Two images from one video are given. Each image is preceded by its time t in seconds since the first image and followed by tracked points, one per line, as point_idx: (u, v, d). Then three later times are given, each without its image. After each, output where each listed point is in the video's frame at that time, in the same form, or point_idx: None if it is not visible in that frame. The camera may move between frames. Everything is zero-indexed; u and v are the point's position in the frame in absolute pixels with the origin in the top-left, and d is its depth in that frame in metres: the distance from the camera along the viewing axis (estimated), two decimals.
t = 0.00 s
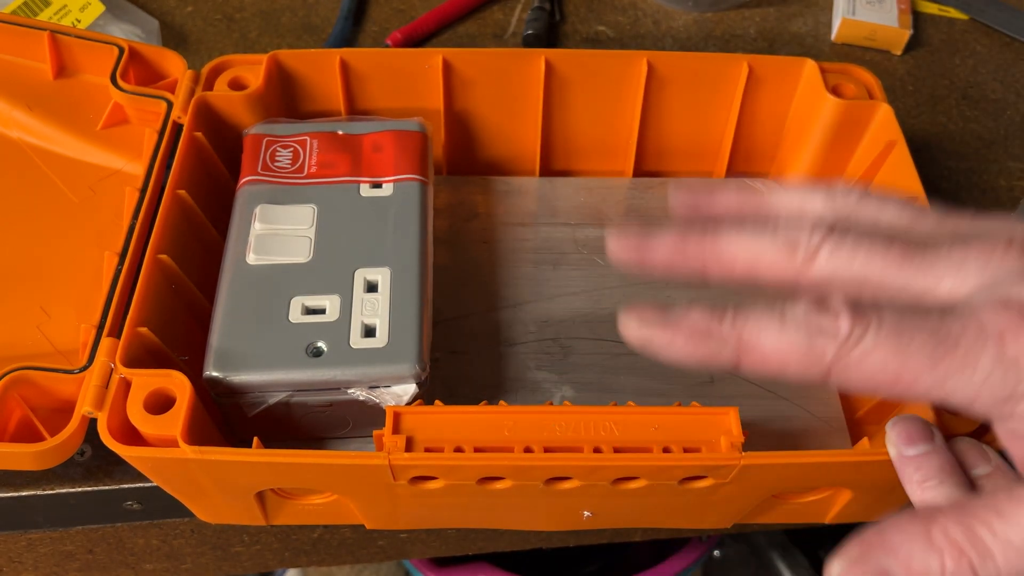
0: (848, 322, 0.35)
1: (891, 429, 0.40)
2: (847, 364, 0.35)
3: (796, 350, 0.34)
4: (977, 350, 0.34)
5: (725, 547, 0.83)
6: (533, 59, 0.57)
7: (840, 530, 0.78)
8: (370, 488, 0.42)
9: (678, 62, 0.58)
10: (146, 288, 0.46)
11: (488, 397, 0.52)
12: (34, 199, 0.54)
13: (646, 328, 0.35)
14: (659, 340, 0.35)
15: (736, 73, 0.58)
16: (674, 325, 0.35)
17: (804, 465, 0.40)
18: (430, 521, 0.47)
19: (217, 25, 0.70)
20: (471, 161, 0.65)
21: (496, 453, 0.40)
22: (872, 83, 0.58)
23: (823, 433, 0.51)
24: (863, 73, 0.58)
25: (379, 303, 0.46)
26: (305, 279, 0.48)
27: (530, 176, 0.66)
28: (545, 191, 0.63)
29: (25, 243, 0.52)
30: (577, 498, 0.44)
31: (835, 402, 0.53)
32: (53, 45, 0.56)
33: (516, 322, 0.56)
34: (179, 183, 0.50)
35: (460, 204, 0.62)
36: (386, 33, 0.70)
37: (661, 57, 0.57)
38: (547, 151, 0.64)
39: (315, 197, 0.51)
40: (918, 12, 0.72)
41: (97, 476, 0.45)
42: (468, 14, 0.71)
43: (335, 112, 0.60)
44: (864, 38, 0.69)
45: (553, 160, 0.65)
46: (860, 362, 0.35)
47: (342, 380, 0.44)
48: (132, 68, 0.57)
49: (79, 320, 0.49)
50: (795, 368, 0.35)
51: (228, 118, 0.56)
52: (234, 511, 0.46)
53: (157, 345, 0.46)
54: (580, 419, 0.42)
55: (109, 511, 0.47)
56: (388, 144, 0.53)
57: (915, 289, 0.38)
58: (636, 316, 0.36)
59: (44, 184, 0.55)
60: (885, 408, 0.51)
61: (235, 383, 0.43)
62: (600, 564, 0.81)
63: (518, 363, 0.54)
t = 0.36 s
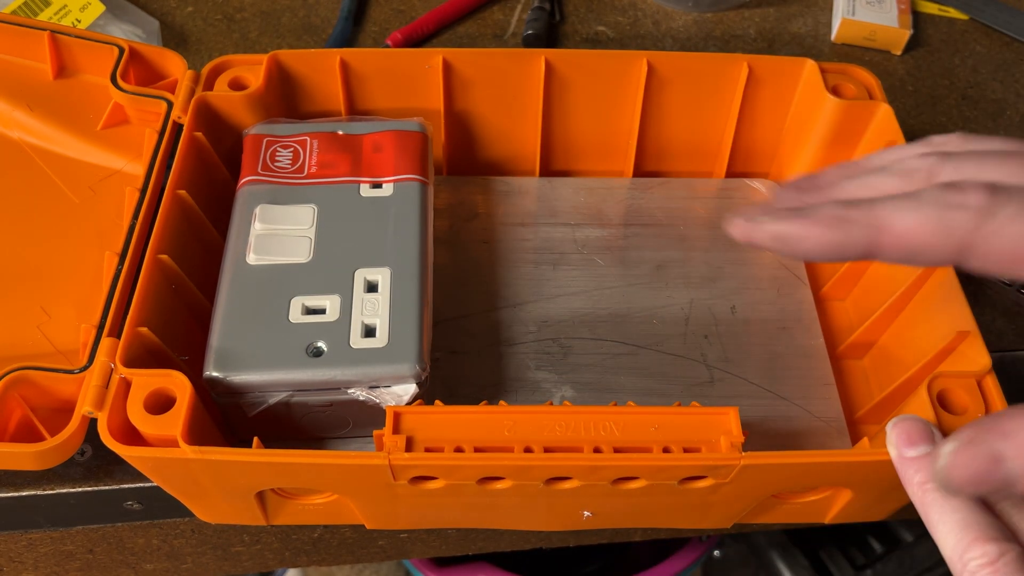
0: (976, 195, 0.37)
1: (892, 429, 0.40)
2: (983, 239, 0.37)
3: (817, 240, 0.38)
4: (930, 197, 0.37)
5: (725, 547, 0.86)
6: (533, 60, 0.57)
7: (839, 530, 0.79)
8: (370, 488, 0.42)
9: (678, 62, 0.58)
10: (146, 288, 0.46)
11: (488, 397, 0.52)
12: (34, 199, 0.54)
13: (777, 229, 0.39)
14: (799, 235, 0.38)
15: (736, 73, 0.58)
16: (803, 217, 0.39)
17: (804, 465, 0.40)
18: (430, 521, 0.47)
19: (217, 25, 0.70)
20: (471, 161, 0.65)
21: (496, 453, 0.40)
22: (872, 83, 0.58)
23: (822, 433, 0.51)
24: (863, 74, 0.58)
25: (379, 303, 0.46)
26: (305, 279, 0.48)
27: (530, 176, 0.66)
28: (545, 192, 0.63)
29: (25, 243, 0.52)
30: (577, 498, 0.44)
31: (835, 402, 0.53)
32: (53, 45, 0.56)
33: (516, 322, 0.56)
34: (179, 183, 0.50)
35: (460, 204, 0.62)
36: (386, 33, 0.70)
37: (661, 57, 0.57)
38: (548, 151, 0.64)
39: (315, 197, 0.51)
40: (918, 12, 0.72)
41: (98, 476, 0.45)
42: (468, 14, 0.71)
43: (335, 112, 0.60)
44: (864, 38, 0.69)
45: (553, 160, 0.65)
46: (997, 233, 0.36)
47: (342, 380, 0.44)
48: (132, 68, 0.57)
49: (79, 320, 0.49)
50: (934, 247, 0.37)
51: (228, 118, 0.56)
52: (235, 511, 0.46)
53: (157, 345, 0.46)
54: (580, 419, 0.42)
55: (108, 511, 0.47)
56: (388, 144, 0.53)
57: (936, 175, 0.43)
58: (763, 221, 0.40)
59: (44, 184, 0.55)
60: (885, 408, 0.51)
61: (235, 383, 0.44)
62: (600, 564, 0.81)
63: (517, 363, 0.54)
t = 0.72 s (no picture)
0: None
1: (891, 429, 0.40)
2: None
3: None
4: None
5: (725, 547, 0.87)
6: (533, 60, 0.57)
7: (839, 530, 0.79)
8: (369, 488, 0.42)
9: (678, 62, 0.58)
10: (147, 288, 0.46)
11: (488, 397, 0.52)
12: (35, 199, 0.54)
13: None
14: None
15: (737, 73, 0.58)
16: None
17: (803, 465, 0.40)
18: (430, 521, 0.47)
19: (217, 25, 0.70)
20: (471, 161, 0.65)
21: (496, 453, 0.40)
22: (872, 83, 0.58)
23: (822, 433, 0.51)
24: (863, 74, 0.58)
25: (379, 304, 0.46)
26: (305, 279, 0.48)
27: (530, 176, 0.66)
28: (545, 192, 0.63)
29: (26, 243, 0.52)
30: (577, 498, 0.44)
31: (836, 402, 0.53)
32: (53, 45, 0.56)
33: (516, 322, 0.56)
34: (179, 183, 0.50)
35: (460, 204, 0.62)
36: (386, 33, 0.70)
37: (661, 57, 0.57)
38: (548, 151, 0.64)
39: (315, 197, 0.51)
40: (918, 12, 0.72)
41: (98, 476, 0.45)
42: (468, 14, 0.71)
43: (335, 112, 0.61)
44: (864, 38, 0.69)
45: (553, 160, 0.65)
46: None
47: (342, 380, 0.44)
48: (132, 68, 0.57)
49: (79, 320, 0.49)
50: None
51: (228, 118, 0.56)
52: (235, 511, 0.46)
53: (158, 345, 0.46)
54: (580, 419, 0.42)
55: (108, 511, 0.47)
56: (388, 144, 0.53)
57: None
58: None
59: (44, 184, 0.55)
60: (884, 408, 0.51)
61: (235, 383, 0.44)
62: (600, 564, 0.81)
63: (517, 363, 0.54)
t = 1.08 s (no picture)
0: None
1: (887, 428, 0.40)
2: None
3: None
4: None
5: (725, 547, 0.87)
6: (533, 60, 0.57)
7: (838, 529, 0.79)
8: (369, 488, 0.42)
9: (678, 62, 0.58)
10: (147, 288, 0.46)
11: (488, 397, 0.52)
12: (35, 200, 0.54)
13: None
14: None
15: (737, 73, 0.58)
16: None
17: (803, 465, 0.40)
18: (429, 521, 0.47)
19: (217, 25, 0.70)
20: (472, 161, 0.65)
21: (495, 453, 0.40)
22: (872, 83, 0.58)
23: (822, 433, 0.51)
24: (863, 74, 0.58)
25: (379, 304, 0.46)
26: (305, 279, 0.48)
27: (531, 175, 0.66)
28: (545, 192, 0.63)
29: (25, 243, 0.52)
30: (577, 498, 0.44)
31: (836, 402, 0.53)
32: (53, 45, 0.56)
33: (516, 322, 0.56)
34: (179, 183, 0.50)
35: (460, 204, 0.62)
36: (386, 33, 0.70)
37: (661, 57, 0.57)
38: (548, 151, 0.64)
39: (315, 197, 0.51)
40: (918, 12, 0.72)
41: (98, 476, 0.45)
42: (468, 14, 0.71)
43: (335, 112, 0.61)
44: (864, 38, 0.69)
45: (553, 160, 0.65)
46: None
47: (342, 380, 0.44)
48: (132, 68, 0.57)
49: (79, 320, 0.49)
50: None
51: (228, 118, 0.56)
52: (235, 511, 0.46)
53: (158, 345, 0.46)
54: (580, 419, 0.42)
55: (109, 511, 0.47)
56: (388, 144, 0.53)
57: None
58: None
59: (44, 184, 0.55)
60: (884, 408, 0.51)
61: (235, 383, 0.44)
62: (600, 563, 0.82)
63: (518, 363, 0.54)
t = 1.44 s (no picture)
0: None
1: None
2: None
3: None
4: None
5: (725, 546, 0.86)
6: (533, 60, 0.57)
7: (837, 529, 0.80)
8: (369, 488, 0.42)
9: (678, 62, 0.58)
10: (147, 288, 0.46)
11: (488, 397, 0.52)
12: (35, 199, 0.54)
13: None
14: None
15: (737, 72, 0.58)
16: None
17: (803, 465, 0.40)
18: (429, 521, 0.47)
19: (218, 25, 0.70)
20: (472, 161, 0.65)
21: (495, 453, 0.40)
22: (872, 83, 0.58)
23: (822, 433, 0.51)
24: (863, 73, 0.58)
25: (379, 304, 0.46)
26: (305, 279, 0.48)
27: (531, 175, 0.66)
28: (545, 192, 0.63)
29: (25, 243, 0.52)
30: (577, 498, 0.44)
31: (836, 402, 0.53)
32: (53, 45, 0.56)
33: (516, 322, 0.56)
34: (179, 183, 0.50)
35: (460, 204, 0.62)
36: (386, 33, 0.70)
37: (661, 57, 0.57)
38: (548, 151, 0.64)
39: (315, 197, 0.51)
40: (918, 12, 0.72)
41: (98, 476, 0.45)
42: (468, 14, 0.71)
43: (335, 112, 0.61)
44: (864, 38, 0.69)
45: (553, 160, 0.65)
46: None
47: (342, 380, 0.44)
48: (132, 68, 0.57)
49: (79, 320, 0.49)
50: None
51: (227, 118, 0.56)
52: (235, 511, 0.46)
53: (158, 345, 0.46)
54: (580, 419, 0.42)
55: (109, 511, 0.47)
56: (388, 144, 0.53)
57: None
58: None
59: (44, 184, 0.55)
60: (884, 408, 0.51)
61: (235, 383, 0.44)
62: (600, 563, 0.82)
63: (518, 363, 0.54)
